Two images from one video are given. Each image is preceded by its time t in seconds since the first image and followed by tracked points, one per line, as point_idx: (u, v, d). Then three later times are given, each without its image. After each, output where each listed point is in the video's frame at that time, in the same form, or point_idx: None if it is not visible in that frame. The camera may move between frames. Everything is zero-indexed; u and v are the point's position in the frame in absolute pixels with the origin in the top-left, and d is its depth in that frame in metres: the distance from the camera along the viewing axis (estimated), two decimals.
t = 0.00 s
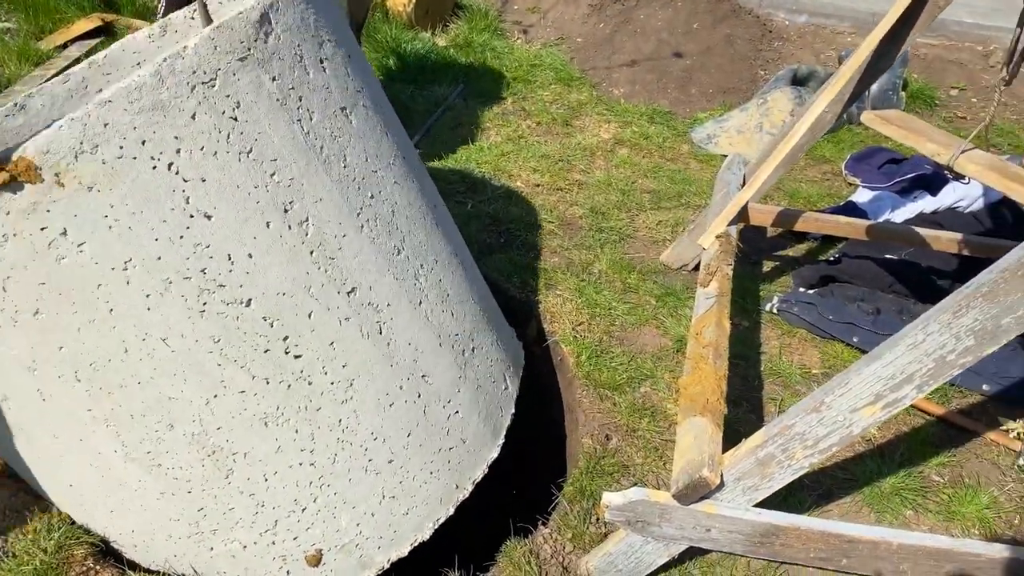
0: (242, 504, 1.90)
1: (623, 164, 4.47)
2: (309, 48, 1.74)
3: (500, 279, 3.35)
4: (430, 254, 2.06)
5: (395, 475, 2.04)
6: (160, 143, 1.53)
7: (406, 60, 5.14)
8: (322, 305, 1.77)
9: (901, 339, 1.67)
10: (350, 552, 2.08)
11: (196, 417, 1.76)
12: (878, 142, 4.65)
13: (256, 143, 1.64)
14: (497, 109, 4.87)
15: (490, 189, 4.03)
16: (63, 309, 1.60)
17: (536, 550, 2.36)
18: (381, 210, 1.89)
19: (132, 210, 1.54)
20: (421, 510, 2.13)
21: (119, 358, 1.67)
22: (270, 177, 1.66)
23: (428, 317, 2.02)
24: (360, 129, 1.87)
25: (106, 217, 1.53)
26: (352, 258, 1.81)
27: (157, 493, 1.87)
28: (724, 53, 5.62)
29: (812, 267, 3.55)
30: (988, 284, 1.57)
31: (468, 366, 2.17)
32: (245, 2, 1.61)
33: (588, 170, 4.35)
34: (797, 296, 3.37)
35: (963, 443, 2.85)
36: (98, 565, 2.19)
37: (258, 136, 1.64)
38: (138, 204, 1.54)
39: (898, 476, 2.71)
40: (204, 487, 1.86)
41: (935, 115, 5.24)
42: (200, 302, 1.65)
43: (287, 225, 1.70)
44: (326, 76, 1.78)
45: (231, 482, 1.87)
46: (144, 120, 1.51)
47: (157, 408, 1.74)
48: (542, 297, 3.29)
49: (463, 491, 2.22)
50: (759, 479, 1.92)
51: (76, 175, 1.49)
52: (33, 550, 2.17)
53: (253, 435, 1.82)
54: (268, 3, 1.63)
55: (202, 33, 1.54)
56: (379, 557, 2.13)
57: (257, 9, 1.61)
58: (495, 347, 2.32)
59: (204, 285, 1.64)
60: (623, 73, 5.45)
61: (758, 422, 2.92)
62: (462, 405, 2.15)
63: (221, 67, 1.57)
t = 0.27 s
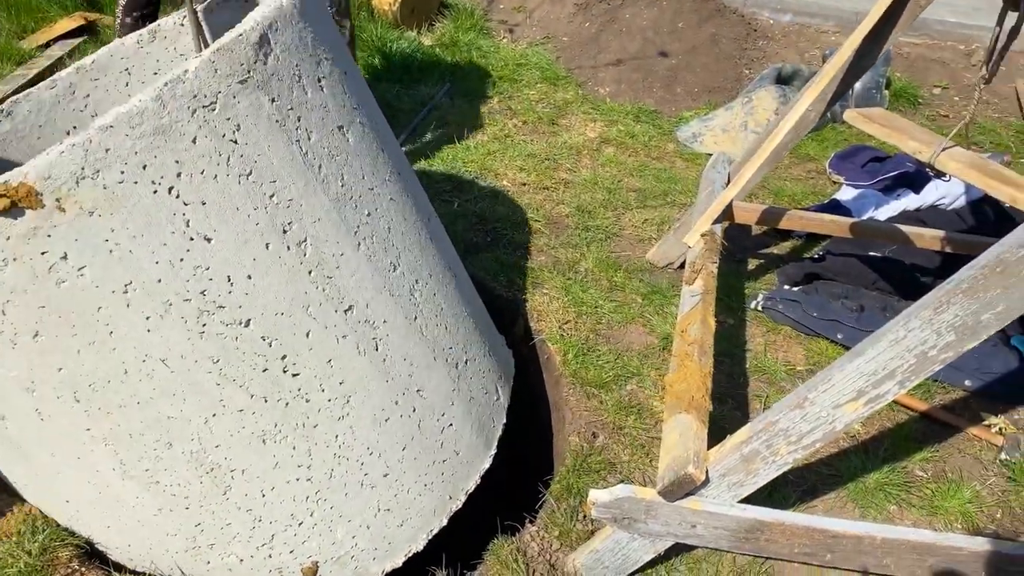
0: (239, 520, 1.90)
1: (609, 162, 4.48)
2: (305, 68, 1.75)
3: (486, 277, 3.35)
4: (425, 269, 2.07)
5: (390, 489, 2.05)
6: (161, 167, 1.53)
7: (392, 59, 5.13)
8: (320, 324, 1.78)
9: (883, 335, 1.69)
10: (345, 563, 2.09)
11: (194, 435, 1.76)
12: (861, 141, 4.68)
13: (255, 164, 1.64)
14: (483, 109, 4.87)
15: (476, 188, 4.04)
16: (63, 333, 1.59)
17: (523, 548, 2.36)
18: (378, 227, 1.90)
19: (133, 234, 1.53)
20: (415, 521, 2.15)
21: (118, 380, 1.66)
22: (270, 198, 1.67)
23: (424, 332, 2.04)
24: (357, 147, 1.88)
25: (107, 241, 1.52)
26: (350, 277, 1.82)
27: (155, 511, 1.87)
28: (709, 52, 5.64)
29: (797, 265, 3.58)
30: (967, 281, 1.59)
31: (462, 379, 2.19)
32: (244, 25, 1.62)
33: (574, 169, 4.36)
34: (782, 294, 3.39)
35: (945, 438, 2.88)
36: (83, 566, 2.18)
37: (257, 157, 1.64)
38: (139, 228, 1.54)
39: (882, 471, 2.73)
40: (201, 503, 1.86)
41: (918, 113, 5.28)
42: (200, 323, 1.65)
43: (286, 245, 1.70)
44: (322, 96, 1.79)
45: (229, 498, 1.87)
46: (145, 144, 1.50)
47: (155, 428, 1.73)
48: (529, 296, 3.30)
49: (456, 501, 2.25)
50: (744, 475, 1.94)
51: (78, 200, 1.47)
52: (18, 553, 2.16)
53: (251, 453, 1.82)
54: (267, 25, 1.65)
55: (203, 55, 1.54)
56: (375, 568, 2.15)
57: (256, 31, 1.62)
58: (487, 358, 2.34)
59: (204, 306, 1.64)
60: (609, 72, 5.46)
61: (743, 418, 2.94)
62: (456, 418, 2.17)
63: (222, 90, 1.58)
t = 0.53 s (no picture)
0: (235, 534, 1.89)
1: (598, 164, 4.50)
2: (313, 85, 1.73)
3: (477, 279, 3.35)
4: (423, 286, 2.08)
5: (383, 504, 2.07)
6: (172, 185, 1.48)
7: (382, 61, 5.14)
8: (322, 341, 1.77)
9: (869, 336, 1.70)
10: None
11: (193, 449, 1.72)
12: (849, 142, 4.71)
13: (264, 183, 1.61)
14: (473, 111, 4.88)
15: (466, 189, 4.05)
16: (64, 344, 1.53)
17: (513, 549, 2.37)
18: (379, 245, 1.90)
19: (141, 250, 1.48)
20: (407, 536, 2.18)
21: (119, 394, 1.61)
22: (277, 217, 1.64)
23: (420, 349, 2.05)
24: (362, 165, 1.87)
25: (114, 256, 1.47)
26: (352, 295, 1.81)
27: (149, 522, 1.84)
28: (698, 54, 5.66)
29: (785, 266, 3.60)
30: (951, 282, 1.60)
31: (456, 396, 2.21)
32: (255, 43, 1.59)
33: (564, 170, 4.37)
34: (770, 295, 3.41)
35: (932, 438, 2.90)
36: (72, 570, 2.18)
37: (266, 177, 1.61)
38: (147, 243, 1.49)
39: (870, 471, 2.75)
40: (198, 516, 1.84)
41: (905, 115, 5.32)
42: (204, 339, 1.61)
43: (291, 263, 1.68)
44: (328, 114, 1.77)
45: (225, 512, 1.85)
46: (157, 162, 1.46)
47: (156, 443, 1.69)
48: (519, 297, 3.31)
49: (447, 517, 2.28)
50: (732, 475, 1.95)
51: (88, 215, 1.42)
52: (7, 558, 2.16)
53: (249, 468, 1.80)
54: (278, 43, 1.62)
55: (216, 74, 1.51)
56: None
57: (268, 50, 1.60)
58: (479, 373, 2.36)
59: (209, 323, 1.60)
60: (599, 74, 5.47)
61: (732, 419, 2.96)
62: (449, 434, 2.19)
63: (234, 108, 1.54)
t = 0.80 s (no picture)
0: (239, 553, 1.89)
1: (592, 166, 4.50)
2: (329, 113, 1.73)
3: (470, 280, 3.36)
4: (428, 309, 2.08)
5: (385, 525, 2.07)
6: (190, 214, 1.49)
7: (376, 63, 5.15)
8: (331, 366, 1.77)
9: (861, 338, 1.71)
10: None
11: (202, 471, 1.73)
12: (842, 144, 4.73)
13: (279, 212, 1.61)
14: (466, 112, 4.88)
15: (460, 191, 4.05)
16: (80, 367, 1.53)
17: (507, 551, 2.37)
18: (389, 270, 1.90)
19: (159, 278, 1.49)
20: (407, 555, 2.19)
21: (133, 417, 1.61)
22: (292, 245, 1.64)
23: (425, 371, 2.05)
24: (373, 191, 1.87)
25: (132, 284, 1.47)
26: (361, 321, 1.81)
27: (155, 539, 1.85)
28: (691, 57, 5.67)
29: (778, 267, 3.61)
30: (942, 283, 1.61)
31: (457, 418, 2.22)
32: (274, 73, 1.59)
33: (557, 172, 4.38)
34: (763, 296, 3.42)
35: (924, 438, 2.91)
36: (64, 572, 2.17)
37: (282, 205, 1.61)
38: (164, 271, 1.49)
39: (863, 472, 2.76)
40: (204, 535, 1.84)
41: (897, 117, 5.34)
42: (217, 363, 1.61)
43: (304, 290, 1.68)
44: (342, 141, 1.77)
45: (231, 532, 1.85)
46: (177, 193, 1.46)
47: (167, 464, 1.70)
48: (513, 299, 3.31)
49: (446, 536, 2.29)
50: (725, 476, 1.95)
51: (108, 244, 1.42)
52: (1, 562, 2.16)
53: (256, 489, 1.80)
54: (297, 73, 1.62)
55: (236, 105, 1.50)
56: None
57: (287, 80, 1.59)
58: (479, 393, 2.37)
59: (222, 348, 1.60)
60: (592, 76, 5.48)
61: (726, 420, 2.96)
62: (450, 455, 2.19)
63: (253, 139, 1.54)
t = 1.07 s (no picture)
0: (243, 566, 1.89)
1: (591, 166, 4.50)
2: (347, 136, 1.75)
3: (468, 280, 3.36)
4: (435, 327, 2.10)
5: (387, 540, 2.07)
6: (212, 234, 1.50)
7: (375, 63, 5.15)
8: (342, 384, 1.77)
9: (858, 338, 1.71)
10: None
11: (211, 485, 1.72)
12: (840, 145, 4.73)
13: (298, 232, 1.62)
14: (465, 112, 4.88)
15: (459, 191, 4.05)
16: (97, 383, 1.52)
17: (505, 550, 2.37)
18: (399, 290, 1.92)
19: (178, 296, 1.49)
20: (407, 571, 2.18)
21: (146, 431, 1.61)
22: (309, 265, 1.65)
23: (431, 388, 2.06)
24: (386, 212, 1.89)
25: (152, 301, 1.47)
26: (372, 339, 1.82)
27: (161, 550, 1.85)
28: (690, 57, 5.67)
29: (777, 268, 3.61)
30: (939, 282, 1.61)
31: (460, 435, 2.22)
32: (296, 97, 1.61)
33: (556, 172, 4.38)
34: (762, 296, 3.42)
35: (922, 439, 2.92)
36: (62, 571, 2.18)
37: (300, 226, 1.62)
38: (184, 289, 1.49)
39: (860, 472, 2.76)
40: (210, 547, 1.84)
41: (896, 118, 5.34)
42: (231, 381, 1.61)
43: (318, 309, 1.68)
44: (359, 163, 1.79)
45: (236, 545, 1.85)
46: (199, 213, 1.47)
47: (178, 477, 1.69)
48: (512, 299, 3.31)
49: (445, 551, 2.28)
50: (722, 476, 1.96)
51: (131, 262, 1.42)
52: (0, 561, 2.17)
53: (264, 504, 1.80)
54: (318, 97, 1.65)
55: (260, 127, 1.53)
56: None
57: (309, 103, 1.62)
58: (479, 409, 2.38)
59: (237, 365, 1.60)
60: (591, 76, 5.48)
61: (723, 420, 2.96)
62: (452, 471, 2.20)
63: (275, 161, 1.56)
